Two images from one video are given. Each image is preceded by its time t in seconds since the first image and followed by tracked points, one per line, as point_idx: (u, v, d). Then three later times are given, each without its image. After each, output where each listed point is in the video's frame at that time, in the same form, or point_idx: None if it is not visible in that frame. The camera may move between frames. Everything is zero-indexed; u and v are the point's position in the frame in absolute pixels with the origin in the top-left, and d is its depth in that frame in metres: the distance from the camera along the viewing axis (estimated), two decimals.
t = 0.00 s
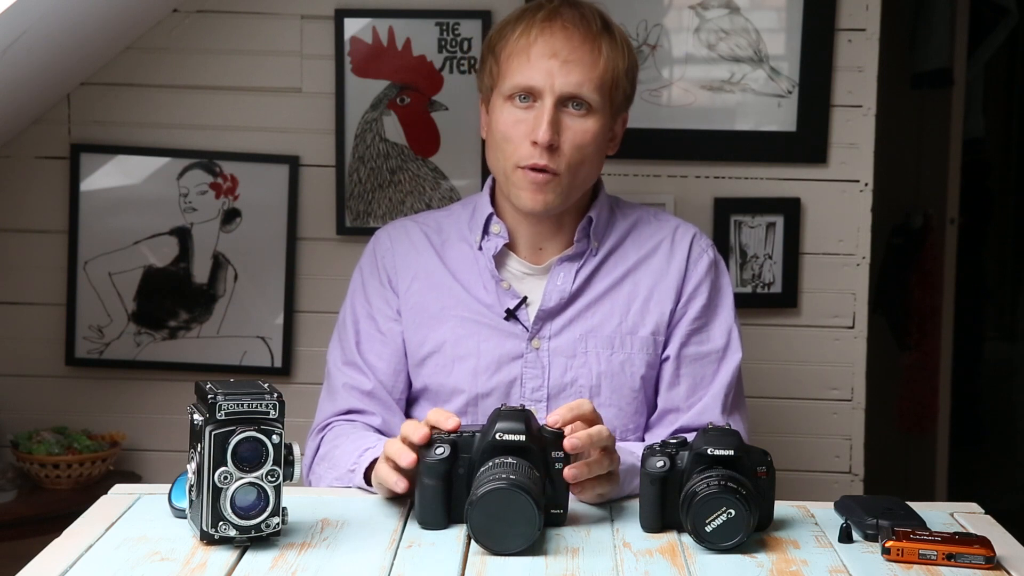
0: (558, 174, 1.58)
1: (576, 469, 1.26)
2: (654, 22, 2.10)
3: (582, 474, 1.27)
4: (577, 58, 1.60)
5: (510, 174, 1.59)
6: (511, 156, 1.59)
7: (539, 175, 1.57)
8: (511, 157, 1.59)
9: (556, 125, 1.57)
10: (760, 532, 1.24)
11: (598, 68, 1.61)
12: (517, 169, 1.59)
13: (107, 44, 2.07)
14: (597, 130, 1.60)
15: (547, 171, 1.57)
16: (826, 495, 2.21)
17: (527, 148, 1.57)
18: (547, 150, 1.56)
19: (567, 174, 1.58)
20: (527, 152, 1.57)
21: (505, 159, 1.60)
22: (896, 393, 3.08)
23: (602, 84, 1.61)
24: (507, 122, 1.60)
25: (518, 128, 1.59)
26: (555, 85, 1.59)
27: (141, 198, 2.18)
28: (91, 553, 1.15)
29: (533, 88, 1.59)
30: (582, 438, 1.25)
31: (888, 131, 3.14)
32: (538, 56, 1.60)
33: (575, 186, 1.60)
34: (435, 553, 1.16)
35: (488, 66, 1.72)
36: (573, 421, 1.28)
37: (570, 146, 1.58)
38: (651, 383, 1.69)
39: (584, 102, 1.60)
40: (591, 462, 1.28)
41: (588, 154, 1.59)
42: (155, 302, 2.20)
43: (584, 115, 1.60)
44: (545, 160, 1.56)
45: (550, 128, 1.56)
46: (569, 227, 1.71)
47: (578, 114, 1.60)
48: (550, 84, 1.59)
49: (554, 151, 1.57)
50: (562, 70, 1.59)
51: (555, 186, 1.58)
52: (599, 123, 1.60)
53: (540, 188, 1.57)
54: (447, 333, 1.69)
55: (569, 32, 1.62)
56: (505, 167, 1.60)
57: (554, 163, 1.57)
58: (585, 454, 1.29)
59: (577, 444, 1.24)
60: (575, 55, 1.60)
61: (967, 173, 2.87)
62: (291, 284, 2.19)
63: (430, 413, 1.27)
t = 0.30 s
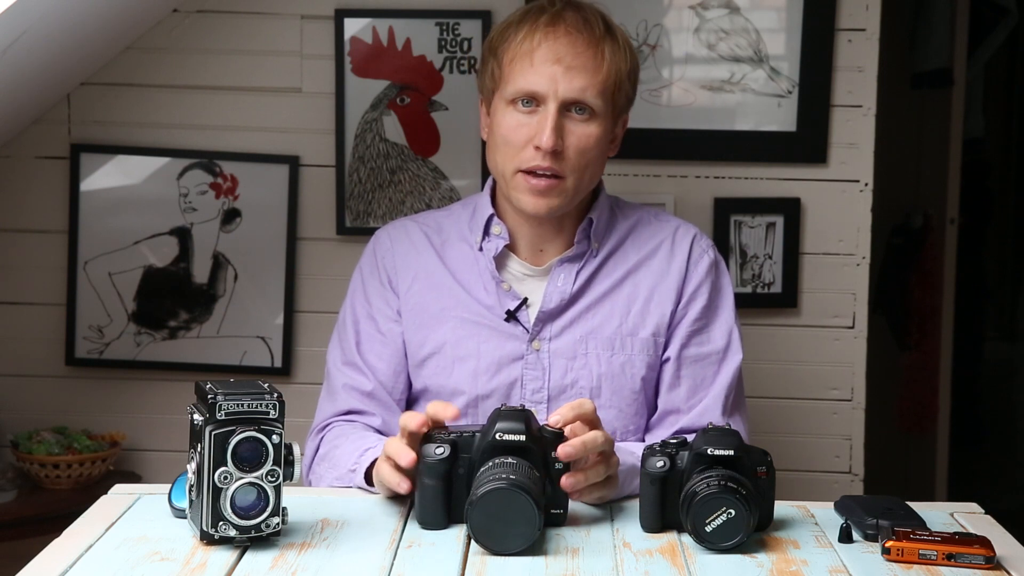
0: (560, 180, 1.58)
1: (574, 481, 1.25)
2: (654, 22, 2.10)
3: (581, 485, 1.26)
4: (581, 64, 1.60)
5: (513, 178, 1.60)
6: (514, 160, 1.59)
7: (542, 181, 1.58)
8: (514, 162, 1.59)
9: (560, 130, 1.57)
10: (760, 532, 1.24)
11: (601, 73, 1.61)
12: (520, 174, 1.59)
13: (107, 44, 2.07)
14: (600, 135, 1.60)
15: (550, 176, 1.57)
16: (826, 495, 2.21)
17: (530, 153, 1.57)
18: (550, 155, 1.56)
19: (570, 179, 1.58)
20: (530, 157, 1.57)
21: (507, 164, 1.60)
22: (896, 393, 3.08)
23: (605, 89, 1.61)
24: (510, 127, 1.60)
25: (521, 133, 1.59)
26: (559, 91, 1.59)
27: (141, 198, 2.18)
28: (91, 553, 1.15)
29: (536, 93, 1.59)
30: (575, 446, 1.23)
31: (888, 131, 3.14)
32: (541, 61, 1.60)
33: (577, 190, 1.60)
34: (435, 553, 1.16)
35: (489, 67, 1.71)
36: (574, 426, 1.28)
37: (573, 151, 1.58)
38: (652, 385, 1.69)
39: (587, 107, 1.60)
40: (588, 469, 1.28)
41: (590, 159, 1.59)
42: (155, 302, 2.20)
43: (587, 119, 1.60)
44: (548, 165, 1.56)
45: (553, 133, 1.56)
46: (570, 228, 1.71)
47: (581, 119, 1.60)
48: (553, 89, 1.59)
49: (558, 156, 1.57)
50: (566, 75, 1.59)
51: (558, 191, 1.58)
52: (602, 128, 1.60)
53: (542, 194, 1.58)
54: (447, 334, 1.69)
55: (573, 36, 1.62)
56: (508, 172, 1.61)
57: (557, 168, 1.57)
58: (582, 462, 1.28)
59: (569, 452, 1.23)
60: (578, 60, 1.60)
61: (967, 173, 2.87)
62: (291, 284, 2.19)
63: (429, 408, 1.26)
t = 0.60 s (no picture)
0: (562, 184, 1.58)
1: (569, 500, 1.24)
2: (654, 22, 2.10)
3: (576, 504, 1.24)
4: (584, 67, 1.60)
5: (516, 181, 1.59)
6: (516, 163, 1.59)
7: (544, 184, 1.58)
8: (516, 165, 1.59)
9: (562, 134, 1.57)
10: (760, 532, 1.24)
11: (604, 77, 1.61)
12: (523, 177, 1.59)
13: (107, 44, 2.07)
14: (602, 138, 1.60)
15: (553, 180, 1.57)
16: (826, 495, 2.21)
17: (533, 157, 1.57)
18: (553, 159, 1.56)
19: (572, 183, 1.58)
20: (533, 161, 1.57)
21: (510, 167, 1.60)
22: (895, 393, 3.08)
23: (607, 92, 1.61)
24: (512, 130, 1.60)
25: (523, 136, 1.59)
26: (561, 94, 1.59)
27: (141, 198, 2.18)
28: (91, 553, 1.15)
29: (538, 96, 1.59)
30: (573, 461, 1.22)
31: (888, 131, 3.14)
32: (544, 64, 1.60)
33: (578, 194, 1.60)
34: (435, 553, 1.16)
35: (491, 68, 1.71)
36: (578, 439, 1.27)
37: (576, 155, 1.58)
38: (652, 385, 1.69)
39: (589, 111, 1.60)
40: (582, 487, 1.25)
41: (592, 163, 1.59)
42: (155, 302, 2.20)
43: (590, 123, 1.60)
44: (551, 169, 1.56)
45: (556, 136, 1.56)
46: (571, 230, 1.71)
47: (583, 122, 1.60)
48: (556, 93, 1.59)
49: (561, 160, 1.57)
50: (569, 79, 1.59)
51: (561, 194, 1.58)
52: (604, 131, 1.60)
53: (545, 197, 1.58)
54: (448, 334, 1.69)
55: (576, 39, 1.62)
56: (510, 174, 1.61)
57: (560, 172, 1.57)
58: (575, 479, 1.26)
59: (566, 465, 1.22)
60: (581, 63, 1.60)
61: (967, 173, 2.87)
62: (291, 284, 2.19)
63: (430, 414, 1.27)
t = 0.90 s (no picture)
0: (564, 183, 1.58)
1: (568, 506, 1.23)
2: (654, 22, 2.10)
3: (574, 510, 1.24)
4: (586, 67, 1.60)
5: (518, 180, 1.60)
6: (518, 163, 1.59)
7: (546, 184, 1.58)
8: (518, 164, 1.59)
9: (565, 134, 1.57)
10: (760, 532, 1.24)
11: (607, 77, 1.61)
12: (524, 177, 1.59)
13: (107, 44, 2.07)
14: (604, 138, 1.60)
15: (555, 179, 1.57)
16: (826, 495, 2.21)
17: (535, 156, 1.57)
18: (556, 158, 1.56)
19: (574, 183, 1.58)
20: (535, 160, 1.57)
21: (512, 166, 1.60)
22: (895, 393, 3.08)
23: (610, 92, 1.61)
24: (515, 130, 1.60)
25: (526, 136, 1.59)
26: (564, 94, 1.59)
27: (141, 198, 2.18)
28: (91, 553, 1.15)
29: (541, 96, 1.59)
30: (573, 469, 1.22)
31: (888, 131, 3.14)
32: (547, 64, 1.60)
33: (581, 193, 1.60)
34: (435, 553, 1.16)
35: (493, 68, 1.71)
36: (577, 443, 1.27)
37: (578, 155, 1.58)
38: (654, 384, 1.69)
39: (592, 111, 1.60)
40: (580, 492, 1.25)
41: (595, 163, 1.59)
42: (155, 302, 2.21)
43: (592, 123, 1.60)
44: (553, 169, 1.56)
45: (559, 136, 1.56)
46: (572, 231, 1.71)
47: (586, 122, 1.60)
48: (559, 93, 1.59)
49: (563, 159, 1.57)
50: (571, 79, 1.59)
51: (563, 194, 1.58)
52: (607, 131, 1.60)
53: (547, 197, 1.58)
54: (449, 335, 1.69)
55: (579, 39, 1.62)
56: (513, 174, 1.61)
57: (562, 171, 1.57)
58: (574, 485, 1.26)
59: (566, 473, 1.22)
60: (584, 63, 1.60)
61: (967, 173, 2.87)
62: (291, 284, 2.19)
63: (430, 415, 1.27)
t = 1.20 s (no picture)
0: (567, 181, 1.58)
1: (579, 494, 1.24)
2: (654, 22, 2.10)
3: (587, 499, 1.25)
4: (589, 64, 1.60)
5: (520, 179, 1.59)
6: (521, 160, 1.59)
7: (550, 181, 1.58)
8: (521, 162, 1.59)
9: (568, 131, 1.57)
10: (760, 532, 1.24)
11: (609, 74, 1.61)
12: (528, 174, 1.59)
13: (107, 44, 2.07)
14: (607, 136, 1.60)
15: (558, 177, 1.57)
16: (826, 494, 2.21)
17: (538, 154, 1.57)
18: (559, 155, 1.56)
19: (577, 180, 1.58)
20: (538, 157, 1.57)
21: (514, 164, 1.60)
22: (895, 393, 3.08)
23: (613, 90, 1.61)
24: (517, 127, 1.60)
25: (528, 134, 1.59)
26: (567, 91, 1.59)
27: (141, 198, 2.18)
28: (91, 553, 1.15)
29: (544, 93, 1.59)
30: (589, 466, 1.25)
31: (887, 131, 3.14)
32: (550, 61, 1.60)
33: (583, 191, 1.60)
34: (435, 553, 1.16)
35: (495, 67, 1.71)
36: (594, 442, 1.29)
37: (581, 152, 1.58)
38: (655, 383, 1.69)
39: (594, 108, 1.60)
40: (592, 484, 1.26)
41: (597, 160, 1.59)
42: (155, 302, 2.20)
43: (595, 120, 1.60)
44: (556, 166, 1.56)
45: (562, 133, 1.56)
46: (573, 230, 1.71)
47: (588, 120, 1.60)
48: (561, 90, 1.59)
49: (566, 157, 1.57)
50: (574, 76, 1.59)
51: (565, 192, 1.58)
52: (609, 129, 1.60)
53: (550, 194, 1.58)
54: (449, 335, 1.69)
55: (581, 36, 1.62)
56: (515, 172, 1.61)
57: (565, 169, 1.57)
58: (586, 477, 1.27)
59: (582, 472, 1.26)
60: (587, 60, 1.60)
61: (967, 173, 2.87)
62: (291, 283, 2.19)
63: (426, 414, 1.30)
